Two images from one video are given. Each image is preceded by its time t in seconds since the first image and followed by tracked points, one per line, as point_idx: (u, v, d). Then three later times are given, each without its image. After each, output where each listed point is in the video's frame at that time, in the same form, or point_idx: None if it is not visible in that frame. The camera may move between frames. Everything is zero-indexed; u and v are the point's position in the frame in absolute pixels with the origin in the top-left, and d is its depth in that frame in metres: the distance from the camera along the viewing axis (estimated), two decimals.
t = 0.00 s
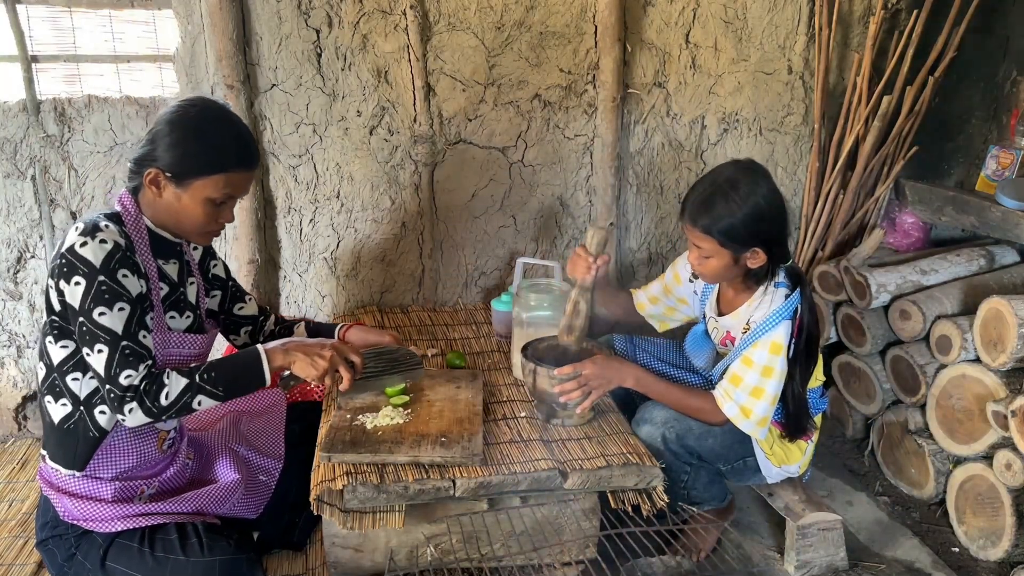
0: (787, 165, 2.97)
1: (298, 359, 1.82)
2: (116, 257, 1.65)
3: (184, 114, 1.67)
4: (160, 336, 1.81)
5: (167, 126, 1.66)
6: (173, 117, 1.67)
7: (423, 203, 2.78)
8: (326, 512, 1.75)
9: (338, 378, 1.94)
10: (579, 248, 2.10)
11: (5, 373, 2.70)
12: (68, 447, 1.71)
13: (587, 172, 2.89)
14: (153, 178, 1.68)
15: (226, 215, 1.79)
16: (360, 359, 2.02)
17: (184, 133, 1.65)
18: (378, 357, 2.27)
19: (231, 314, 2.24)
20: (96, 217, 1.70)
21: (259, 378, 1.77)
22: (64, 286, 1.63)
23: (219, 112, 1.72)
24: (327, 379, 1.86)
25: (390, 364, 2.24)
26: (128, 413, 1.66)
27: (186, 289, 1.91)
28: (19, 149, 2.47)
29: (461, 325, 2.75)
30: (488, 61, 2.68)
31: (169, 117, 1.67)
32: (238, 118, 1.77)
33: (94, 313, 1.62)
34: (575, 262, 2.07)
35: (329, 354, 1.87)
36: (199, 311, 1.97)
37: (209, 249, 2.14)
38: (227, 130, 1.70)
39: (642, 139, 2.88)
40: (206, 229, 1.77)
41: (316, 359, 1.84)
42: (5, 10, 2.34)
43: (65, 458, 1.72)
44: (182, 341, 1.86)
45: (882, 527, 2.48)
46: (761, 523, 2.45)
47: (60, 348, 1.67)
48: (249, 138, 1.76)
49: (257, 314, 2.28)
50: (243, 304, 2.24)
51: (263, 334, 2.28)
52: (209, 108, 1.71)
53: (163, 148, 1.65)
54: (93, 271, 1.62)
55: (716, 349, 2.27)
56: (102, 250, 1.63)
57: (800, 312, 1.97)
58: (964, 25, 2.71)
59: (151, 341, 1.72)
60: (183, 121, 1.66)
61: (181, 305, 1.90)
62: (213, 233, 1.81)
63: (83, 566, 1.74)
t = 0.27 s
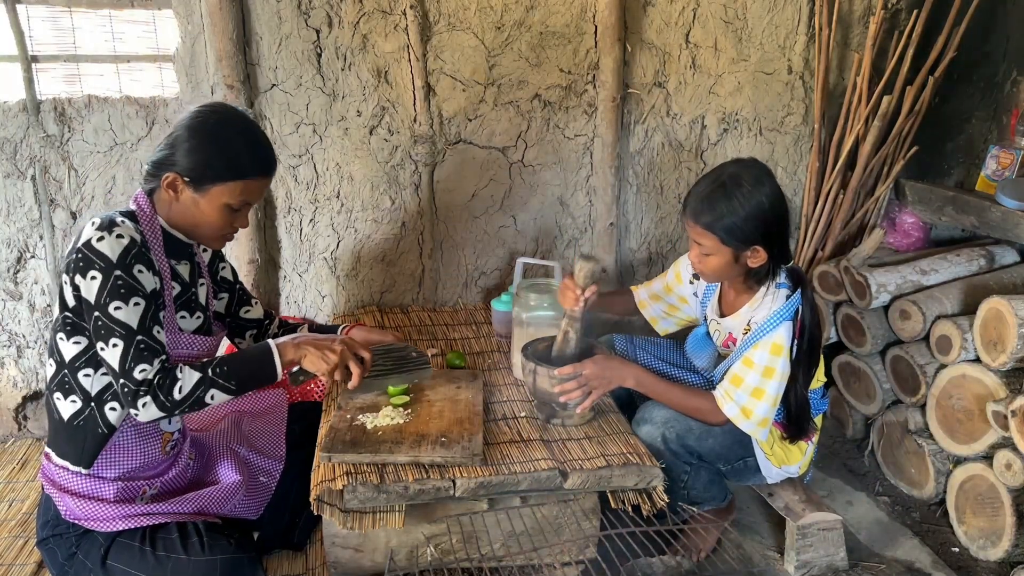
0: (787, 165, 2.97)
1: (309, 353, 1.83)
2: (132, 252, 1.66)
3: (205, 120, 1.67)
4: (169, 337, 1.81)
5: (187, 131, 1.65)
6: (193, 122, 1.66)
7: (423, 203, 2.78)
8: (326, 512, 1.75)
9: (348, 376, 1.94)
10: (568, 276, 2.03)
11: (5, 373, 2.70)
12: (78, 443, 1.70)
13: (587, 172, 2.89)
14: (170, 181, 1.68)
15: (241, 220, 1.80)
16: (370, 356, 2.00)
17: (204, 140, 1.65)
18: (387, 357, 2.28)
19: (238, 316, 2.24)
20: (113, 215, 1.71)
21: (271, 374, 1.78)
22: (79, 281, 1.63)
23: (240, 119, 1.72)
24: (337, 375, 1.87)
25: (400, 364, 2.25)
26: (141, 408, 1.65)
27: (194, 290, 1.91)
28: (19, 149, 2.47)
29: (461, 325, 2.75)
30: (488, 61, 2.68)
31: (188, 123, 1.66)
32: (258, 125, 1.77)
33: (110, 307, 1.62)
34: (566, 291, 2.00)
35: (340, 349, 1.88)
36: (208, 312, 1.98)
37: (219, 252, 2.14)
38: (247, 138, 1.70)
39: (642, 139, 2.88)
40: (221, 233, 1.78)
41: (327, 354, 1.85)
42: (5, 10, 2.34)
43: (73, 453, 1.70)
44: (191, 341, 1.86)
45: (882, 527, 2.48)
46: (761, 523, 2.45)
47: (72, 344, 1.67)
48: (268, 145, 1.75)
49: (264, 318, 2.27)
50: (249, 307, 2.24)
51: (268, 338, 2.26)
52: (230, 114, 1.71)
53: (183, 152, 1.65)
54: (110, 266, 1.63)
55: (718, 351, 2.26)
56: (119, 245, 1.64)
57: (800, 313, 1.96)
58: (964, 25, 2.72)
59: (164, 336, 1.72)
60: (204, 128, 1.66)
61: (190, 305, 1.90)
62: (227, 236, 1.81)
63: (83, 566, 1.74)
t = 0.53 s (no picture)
0: (788, 165, 2.97)
1: (332, 361, 1.84)
2: (127, 244, 1.66)
3: (192, 115, 1.66)
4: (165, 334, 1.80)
5: (174, 126, 1.65)
6: (181, 117, 1.66)
7: (423, 203, 2.78)
8: (326, 512, 1.75)
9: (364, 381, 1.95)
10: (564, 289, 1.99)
11: (5, 373, 2.70)
12: (75, 439, 1.71)
13: (587, 172, 2.89)
14: (157, 176, 1.67)
15: (230, 215, 1.79)
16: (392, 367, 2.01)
17: (192, 134, 1.64)
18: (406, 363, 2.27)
19: (230, 316, 2.22)
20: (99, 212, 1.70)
21: (291, 376, 1.78)
22: (76, 278, 1.62)
23: (227, 113, 1.71)
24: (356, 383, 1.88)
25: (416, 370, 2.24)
26: (160, 396, 1.66)
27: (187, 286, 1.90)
28: (20, 149, 2.47)
29: (461, 325, 2.75)
30: (488, 61, 2.68)
31: (176, 118, 1.66)
32: (246, 120, 1.76)
33: (113, 299, 1.62)
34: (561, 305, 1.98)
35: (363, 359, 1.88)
36: (202, 309, 1.97)
37: (211, 250, 2.14)
38: (234, 131, 1.69)
39: (642, 139, 2.88)
40: (209, 228, 1.77)
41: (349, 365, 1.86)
42: (5, 10, 2.34)
43: (74, 449, 1.71)
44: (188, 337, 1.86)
45: (882, 527, 2.48)
46: (761, 523, 2.45)
47: (73, 342, 1.67)
48: (256, 139, 1.75)
49: (256, 318, 2.27)
50: (242, 307, 2.24)
51: (261, 338, 2.25)
52: (217, 108, 1.70)
53: (170, 147, 1.64)
54: (106, 259, 1.62)
55: (716, 353, 2.27)
56: (113, 238, 1.64)
57: (799, 311, 1.96)
58: (964, 25, 2.72)
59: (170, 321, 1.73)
60: (191, 122, 1.65)
61: (183, 301, 1.89)
62: (216, 231, 1.80)
63: (82, 565, 1.74)
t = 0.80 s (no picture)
0: (787, 165, 2.97)
1: (309, 372, 1.84)
2: (108, 255, 1.65)
3: (164, 107, 1.66)
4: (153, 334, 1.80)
5: (148, 119, 1.64)
6: (154, 110, 1.65)
7: (423, 203, 2.78)
8: (326, 512, 1.74)
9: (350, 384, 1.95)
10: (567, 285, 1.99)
11: (5, 373, 2.70)
12: (70, 445, 1.71)
13: (586, 172, 2.89)
14: (136, 172, 1.66)
15: (211, 206, 1.79)
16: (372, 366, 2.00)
17: (167, 126, 1.64)
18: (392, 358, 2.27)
19: (212, 314, 2.21)
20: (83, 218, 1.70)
21: (265, 392, 1.79)
22: (57, 287, 1.62)
23: (198, 102, 1.71)
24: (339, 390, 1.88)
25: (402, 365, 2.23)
26: (133, 411, 1.66)
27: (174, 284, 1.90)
28: (19, 149, 2.47)
29: (461, 325, 2.75)
30: (488, 61, 2.68)
31: (149, 111, 1.66)
32: (217, 108, 1.76)
33: (92, 312, 1.62)
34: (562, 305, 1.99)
35: (340, 366, 1.87)
36: (189, 307, 1.97)
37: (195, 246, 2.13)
38: (207, 119, 1.70)
39: (642, 139, 2.88)
40: (191, 220, 1.77)
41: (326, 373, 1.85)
42: (5, 10, 2.34)
43: (72, 450, 1.71)
44: (175, 338, 1.86)
45: (882, 527, 2.48)
46: (761, 523, 2.45)
47: (56, 350, 1.67)
48: (229, 127, 1.75)
49: (238, 317, 2.27)
50: (224, 305, 2.23)
51: (241, 337, 2.26)
52: (187, 99, 1.70)
53: (146, 141, 1.64)
54: (87, 270, 1.62)
55: (716, 356, 2.27)
56: (94, 249, 1.63)
57: (800, 311, 1.96)
58: (964, 25, 2.72)
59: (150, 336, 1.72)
60: (165, 114, 1.65)
61: (169, 300, 1.89)
62: (198, 224, 1.80)
63: (85, 567, 1.74)
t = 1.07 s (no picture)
0: (787, 165, 2.97)
1: (299, 366, 1.84)
2: (102, 256, 1.65)
3: (160, 106, 1.66)
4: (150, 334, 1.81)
5: (144, 119, 1.64)
6: (149, 110, 1.65)
7: (423, 203, 2.78)
8: (326, 512, 1.74)
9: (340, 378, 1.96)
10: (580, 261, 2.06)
11: (5, 373, 2.70)
12: (68, 445, 1.71)
13: (586, 172, 2.89)
14: (133, 172, 1.67)
15: (208, 204, 1.79)
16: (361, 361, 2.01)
17: (162, 125, 1.64)
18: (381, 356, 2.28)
19: (218, 310, 2.23)
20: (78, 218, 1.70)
21: (255, 387, 1.79)
22: (51, 288, 1.63)
23: (194, 101, 1.71)
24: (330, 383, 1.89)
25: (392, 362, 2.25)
26: (124, 412, 1.66)
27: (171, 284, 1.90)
28: (19, 149, 2.47)
29: (461, 325, 2.75)
30: (488, 61, 2.68)
31: (146, 109, 1.65)
32: (213, 106, 1.76)
33: (84, 313, 1.62)
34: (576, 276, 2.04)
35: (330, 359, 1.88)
36: (187, 306, 1.97)
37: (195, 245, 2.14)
38: (203, 118, 1.70)
39: (642, 139, 2.88)
40: (188, 219, 1.77)
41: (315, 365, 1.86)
42: (5, 10, 2.34)
43: (72, 449, 1.71)
44: (172, 338, 1.87)
45: (883, 527, 2.48)
46: (761, 523, 2.45)
47: (51, 350, 1.67)
48: (226, 125, 1.75)
49: (244, 312, 2.27)
50: (229, 301, 2.24)
51: (249, 333, 2.27)
52: (183, 97, 1.70)
53: (142, 140, 1.64)
54: (80, 271, 1.62)
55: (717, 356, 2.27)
56: (87, 250, 1.63)
57: (798, 311, 1.96)
58: (964, 25, 2.71)
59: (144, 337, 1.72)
60: (161, 113, 1.65)
61: (167, 300, 1.89)
62: (194, 222, 1.80)
63: (85, 566, 1.74)
